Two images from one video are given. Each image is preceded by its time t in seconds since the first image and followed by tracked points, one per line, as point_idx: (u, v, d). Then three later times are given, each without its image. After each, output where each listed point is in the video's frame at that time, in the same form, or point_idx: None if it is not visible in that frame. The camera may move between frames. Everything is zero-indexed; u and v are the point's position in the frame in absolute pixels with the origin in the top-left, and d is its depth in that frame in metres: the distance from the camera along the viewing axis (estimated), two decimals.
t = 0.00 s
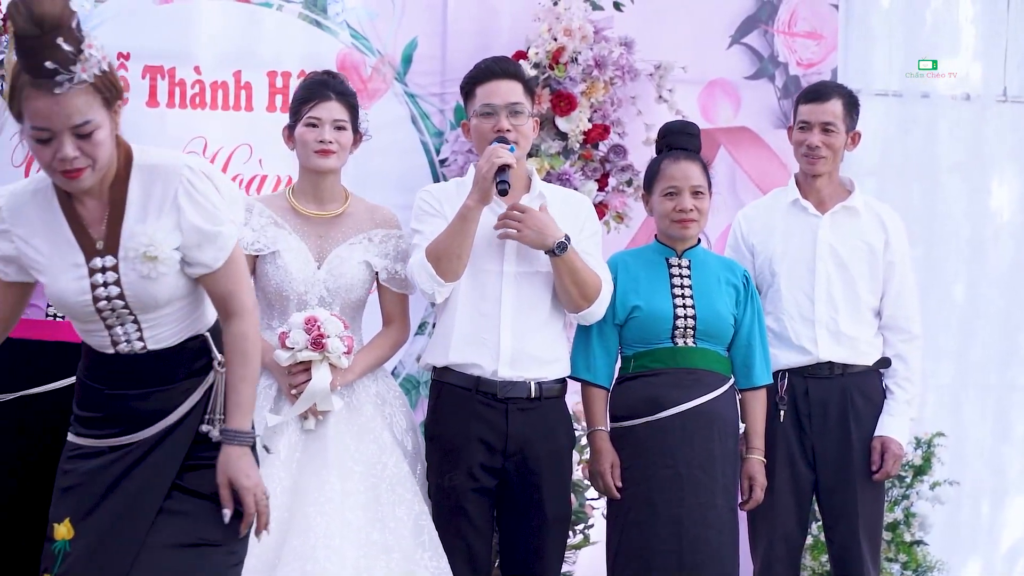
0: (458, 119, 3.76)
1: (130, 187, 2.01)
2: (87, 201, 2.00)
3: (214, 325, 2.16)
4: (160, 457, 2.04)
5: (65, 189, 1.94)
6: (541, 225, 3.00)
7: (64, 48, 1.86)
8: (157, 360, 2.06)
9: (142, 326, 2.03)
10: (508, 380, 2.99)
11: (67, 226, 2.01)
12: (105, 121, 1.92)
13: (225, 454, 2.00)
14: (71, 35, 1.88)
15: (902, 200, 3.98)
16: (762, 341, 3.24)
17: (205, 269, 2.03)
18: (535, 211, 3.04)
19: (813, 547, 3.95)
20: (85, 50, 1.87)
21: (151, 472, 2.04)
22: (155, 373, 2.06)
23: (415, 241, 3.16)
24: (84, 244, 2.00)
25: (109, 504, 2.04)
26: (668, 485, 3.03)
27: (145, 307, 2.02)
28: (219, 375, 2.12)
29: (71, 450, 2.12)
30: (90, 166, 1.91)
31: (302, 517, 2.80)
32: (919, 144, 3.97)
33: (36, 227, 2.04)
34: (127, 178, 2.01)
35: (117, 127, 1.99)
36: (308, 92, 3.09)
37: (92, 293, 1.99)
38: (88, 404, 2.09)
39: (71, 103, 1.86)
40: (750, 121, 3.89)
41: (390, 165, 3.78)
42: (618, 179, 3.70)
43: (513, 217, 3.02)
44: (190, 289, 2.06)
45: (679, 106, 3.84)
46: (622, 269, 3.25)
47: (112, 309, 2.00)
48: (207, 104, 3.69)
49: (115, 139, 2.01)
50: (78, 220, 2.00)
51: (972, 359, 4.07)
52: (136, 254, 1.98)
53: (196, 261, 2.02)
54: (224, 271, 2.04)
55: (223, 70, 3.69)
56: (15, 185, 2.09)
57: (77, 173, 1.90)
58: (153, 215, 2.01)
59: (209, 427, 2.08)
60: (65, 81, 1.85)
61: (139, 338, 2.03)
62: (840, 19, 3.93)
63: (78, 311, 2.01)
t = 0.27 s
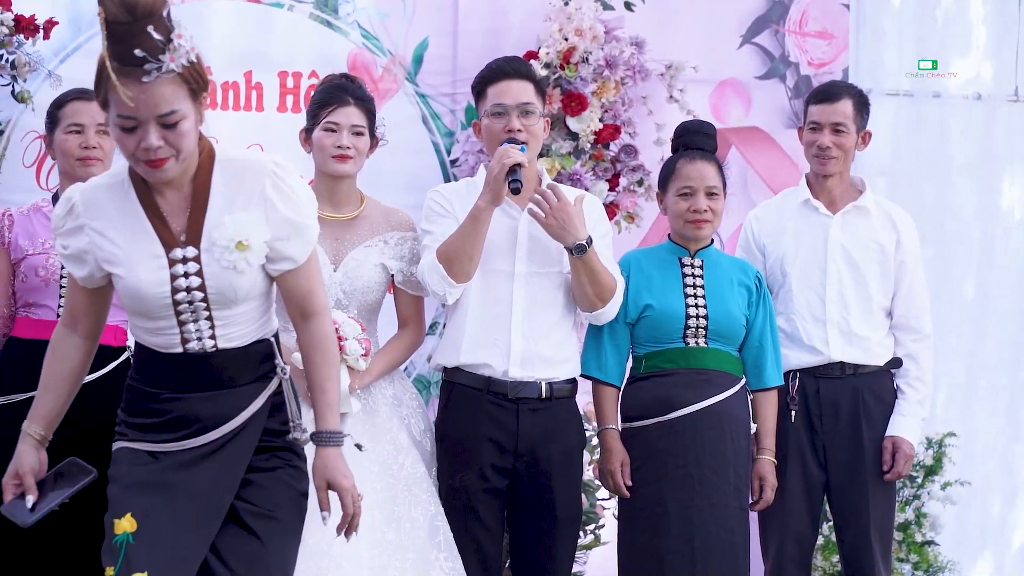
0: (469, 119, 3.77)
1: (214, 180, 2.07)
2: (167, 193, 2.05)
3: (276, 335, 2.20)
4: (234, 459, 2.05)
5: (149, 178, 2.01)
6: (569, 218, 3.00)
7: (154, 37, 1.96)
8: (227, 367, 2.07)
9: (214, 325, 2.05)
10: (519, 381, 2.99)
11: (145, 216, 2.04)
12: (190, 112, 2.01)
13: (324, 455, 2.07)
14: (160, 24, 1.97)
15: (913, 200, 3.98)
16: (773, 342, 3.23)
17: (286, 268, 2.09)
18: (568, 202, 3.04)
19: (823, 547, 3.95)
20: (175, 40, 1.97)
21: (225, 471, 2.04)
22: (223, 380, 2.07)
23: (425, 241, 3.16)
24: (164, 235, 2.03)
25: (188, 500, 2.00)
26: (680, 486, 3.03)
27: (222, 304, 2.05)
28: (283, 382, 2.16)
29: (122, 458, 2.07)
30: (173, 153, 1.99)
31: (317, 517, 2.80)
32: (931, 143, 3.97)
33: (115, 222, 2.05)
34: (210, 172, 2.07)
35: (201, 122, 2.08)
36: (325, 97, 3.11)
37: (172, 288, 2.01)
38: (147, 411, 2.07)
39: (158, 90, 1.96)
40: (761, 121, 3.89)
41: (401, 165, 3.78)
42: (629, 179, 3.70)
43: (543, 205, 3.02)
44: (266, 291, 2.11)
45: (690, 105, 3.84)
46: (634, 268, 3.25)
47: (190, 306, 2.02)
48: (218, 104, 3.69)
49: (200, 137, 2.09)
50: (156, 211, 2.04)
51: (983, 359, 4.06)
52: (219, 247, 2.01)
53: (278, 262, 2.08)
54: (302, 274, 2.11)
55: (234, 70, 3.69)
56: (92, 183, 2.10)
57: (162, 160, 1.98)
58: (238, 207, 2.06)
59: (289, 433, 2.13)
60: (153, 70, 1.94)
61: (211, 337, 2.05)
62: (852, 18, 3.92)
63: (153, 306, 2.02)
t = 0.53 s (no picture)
0: (470, 120, 3.78)
1: (238, 197, 2.02)
2: (192, 208, 2.00)
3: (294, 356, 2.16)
4: (260, 488, 1.96)
5: (173, 191, 1.96)
6: (548, 237, 3.00)
7: (187, 44, 1.91)
8: (246, 393, 1.99)
9: (240, 346, 1.99)
10: (519, 383, 2.99)
11: (170, 232, 1.98)
12: (219, 125, 1.95)
13: (320, 473, 1.97)
14: (195, 32, 1.92)
15: (915, 201, 3.97)
16: (775, 344, 3.23)
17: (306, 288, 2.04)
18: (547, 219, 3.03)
19: (824, 548, 3.95)
20: (207, 48, 1.92)
21: (255, 502, 1.95)
22: (240, 408, 1.99)
23: (424, 243, 3.16)
24: (190, 250, 1.97)
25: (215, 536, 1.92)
26: (679, 487, 3.03)
27: (248, 322, 1.99)
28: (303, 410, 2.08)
29: (145, 498, 1.97)
30: (201, 165, 1.94)
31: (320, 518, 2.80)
32: (932, 144, 3.97)
33: (136, 236, 1.98)
34: (238, 190, 2.03)
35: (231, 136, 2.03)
36: (331, 100, 3.12)
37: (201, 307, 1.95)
38: (164, 447, 1.99)
39: (188, 99, 1.90)
40: (763, 123, 3.89)
41: (403, 166, 3.78)
42: (630, 181, 3.69)
43: (522, 224, 3.03)
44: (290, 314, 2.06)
45: (691, 106, 3.84)
46: (635, 270, 3.25)
47: (216, 326, 1.96)
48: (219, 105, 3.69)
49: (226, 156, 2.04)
50: (181, 225, 1.98)
51: (985, 360, 4.06)
52: (247, 261, 1.97)
53: (303, 279, 2.03)
54: (323, 292, 2.05)
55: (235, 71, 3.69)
56: (110, 201, 2.03)
57: (188, 173, 1.93)
58: (267, 221, 2.01)
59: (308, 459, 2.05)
60: (184, 78, 1.89)
61: (236, 357, 1.99)
62: (853, 19, 3.92)
63: (178, 323, 1.95)
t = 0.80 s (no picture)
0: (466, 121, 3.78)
1: (236, 259, 1.91)
2: (183, 266, 1.87)
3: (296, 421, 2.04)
4: (266, 568, 1.83)
5: (160, 243, 1.84)
6: (535, 249, 3.03)
7: (180, 83, 1.83)
8: (240, 465, 1.83)
9: (236, 412, 1.84)
10: (513, 384, 2.99)
11: (163, 291, 1.84)
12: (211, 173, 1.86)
13: (352, 541, 1.90)
14: (189, 71, 1.85)
15: (912, 202, 3.98)
16: (773, 341, 3.23)
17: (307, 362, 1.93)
18: (531, 233, 3.06)
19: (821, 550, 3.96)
20: (201, 89, 1.85)
21: None
22: (234, 484, 1.83)
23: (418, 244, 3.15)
24: (184, 308, 1.82)
25: None
26: (672, 488, 3.03)
27: (246, 385, 1.85)
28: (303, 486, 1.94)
29: None
30: (191, 213, 1.83)
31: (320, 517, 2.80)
32: (929, 145, 3.97)
33: (126, 297, 1.83)
34: (233, 249, 1.92)
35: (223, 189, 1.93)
36: (331, 102, 3.10)
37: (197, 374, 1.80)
38: (157, 529, 1.82)
39: (179, 140, 1.82)
40: (760, 124, 3.89)
41: (400, 167, 3.78)
42: (626, 182, 3.70)
43: (508, 246, 3.07)
44: (291, 386, 1.94)
45: (688, 107, 3.84)
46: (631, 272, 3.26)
47: (212, 390, 1.81)
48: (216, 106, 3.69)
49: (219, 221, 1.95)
50: (172, 285, 1.85)
51: (982, 361, 4.06)
52: (247, 316, 1.84)
53: (305, 344, 1.91)
54: (323, 366, 1.95)
55: (232, 72, 3.69)
56: (98, 268, 1.88)
57: (178, 220, 1.82)
58: (268, 279, 1.90)
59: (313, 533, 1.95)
60: (176, 117, 1.81)
61: (234, 426, 1.83)
62: (850, 21, 3.92)
63: (171, 386, 1.80)
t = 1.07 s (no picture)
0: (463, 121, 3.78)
1: (242, 283, 1.87)
2: (187, 289, 1.85)
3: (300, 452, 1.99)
4: None
5: (167, 265, 1.81)
6: (531, 246, 3.03)
7: (176, 100, 1.78)
8: (224, 500, 1.79)
9: (224, 446, 1.80)
10: (509, 385, 2.99)
11: (163, 313, 1.81)
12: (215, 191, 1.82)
13: None
14: (184, 88, 1.80)
15: (909, 203, 3.98)
16: (769, 341, 3.23)
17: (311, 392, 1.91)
18: (528, 231, 3.07)
19: (818, 550, 3.96)
20: (199, 106, 1.80)
21: None
22: (217, 514, 1.79)
23: (413, 244, 3.15)
24: (182, 334, 1.80)
25: None
26: (668, 489, 3.03)
27: (237, 420, 1.81)
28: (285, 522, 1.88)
29: None
30: (196, 235, 1.80)
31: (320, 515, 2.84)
32: (927, 146, 3.97)
33: (126, 316, 1.81)
34: (240, 273, 1.88)
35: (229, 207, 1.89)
36: (329, 103, 3.10)
37: (187, 403, 1.77)
38: (130, 553, 1.79)
39: (179, 161, 1.77)
40: (757, 124, 3.89)
41: (397, 167, 3.78)
42: (624, 182, 3.70)
43: (504, 243, 3.07)
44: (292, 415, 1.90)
45: (684, 108, 3.84)
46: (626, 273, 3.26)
47: (202, 421, 1.78)
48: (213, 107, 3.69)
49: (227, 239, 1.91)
50: (176, 309, 1.82)
51: (980, 362, 4.06)
52: (245, 350, 1.80)
53: (307, 377, 1.88)
54: (333, 392, 1.92)
55: (228, 73, 3.69)
56: (101, 281, 1.87)
57: (183, 242, 1.78)
58: (271, 310, 1.86)
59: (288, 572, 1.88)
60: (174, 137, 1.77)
61: (218, 459, 1.80)
62: (847, 21, 3.92)
63: (161, 414, 1.77)
